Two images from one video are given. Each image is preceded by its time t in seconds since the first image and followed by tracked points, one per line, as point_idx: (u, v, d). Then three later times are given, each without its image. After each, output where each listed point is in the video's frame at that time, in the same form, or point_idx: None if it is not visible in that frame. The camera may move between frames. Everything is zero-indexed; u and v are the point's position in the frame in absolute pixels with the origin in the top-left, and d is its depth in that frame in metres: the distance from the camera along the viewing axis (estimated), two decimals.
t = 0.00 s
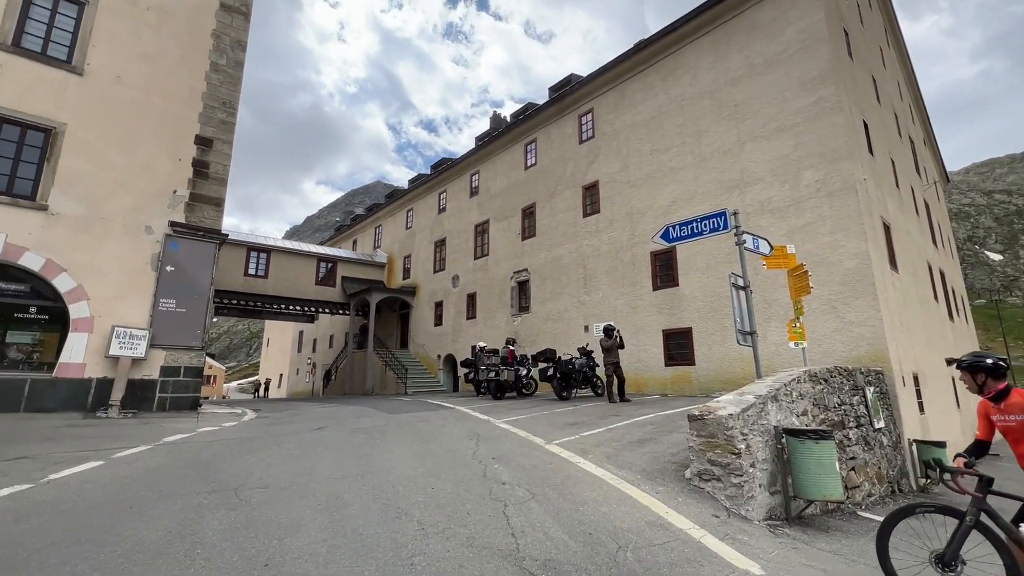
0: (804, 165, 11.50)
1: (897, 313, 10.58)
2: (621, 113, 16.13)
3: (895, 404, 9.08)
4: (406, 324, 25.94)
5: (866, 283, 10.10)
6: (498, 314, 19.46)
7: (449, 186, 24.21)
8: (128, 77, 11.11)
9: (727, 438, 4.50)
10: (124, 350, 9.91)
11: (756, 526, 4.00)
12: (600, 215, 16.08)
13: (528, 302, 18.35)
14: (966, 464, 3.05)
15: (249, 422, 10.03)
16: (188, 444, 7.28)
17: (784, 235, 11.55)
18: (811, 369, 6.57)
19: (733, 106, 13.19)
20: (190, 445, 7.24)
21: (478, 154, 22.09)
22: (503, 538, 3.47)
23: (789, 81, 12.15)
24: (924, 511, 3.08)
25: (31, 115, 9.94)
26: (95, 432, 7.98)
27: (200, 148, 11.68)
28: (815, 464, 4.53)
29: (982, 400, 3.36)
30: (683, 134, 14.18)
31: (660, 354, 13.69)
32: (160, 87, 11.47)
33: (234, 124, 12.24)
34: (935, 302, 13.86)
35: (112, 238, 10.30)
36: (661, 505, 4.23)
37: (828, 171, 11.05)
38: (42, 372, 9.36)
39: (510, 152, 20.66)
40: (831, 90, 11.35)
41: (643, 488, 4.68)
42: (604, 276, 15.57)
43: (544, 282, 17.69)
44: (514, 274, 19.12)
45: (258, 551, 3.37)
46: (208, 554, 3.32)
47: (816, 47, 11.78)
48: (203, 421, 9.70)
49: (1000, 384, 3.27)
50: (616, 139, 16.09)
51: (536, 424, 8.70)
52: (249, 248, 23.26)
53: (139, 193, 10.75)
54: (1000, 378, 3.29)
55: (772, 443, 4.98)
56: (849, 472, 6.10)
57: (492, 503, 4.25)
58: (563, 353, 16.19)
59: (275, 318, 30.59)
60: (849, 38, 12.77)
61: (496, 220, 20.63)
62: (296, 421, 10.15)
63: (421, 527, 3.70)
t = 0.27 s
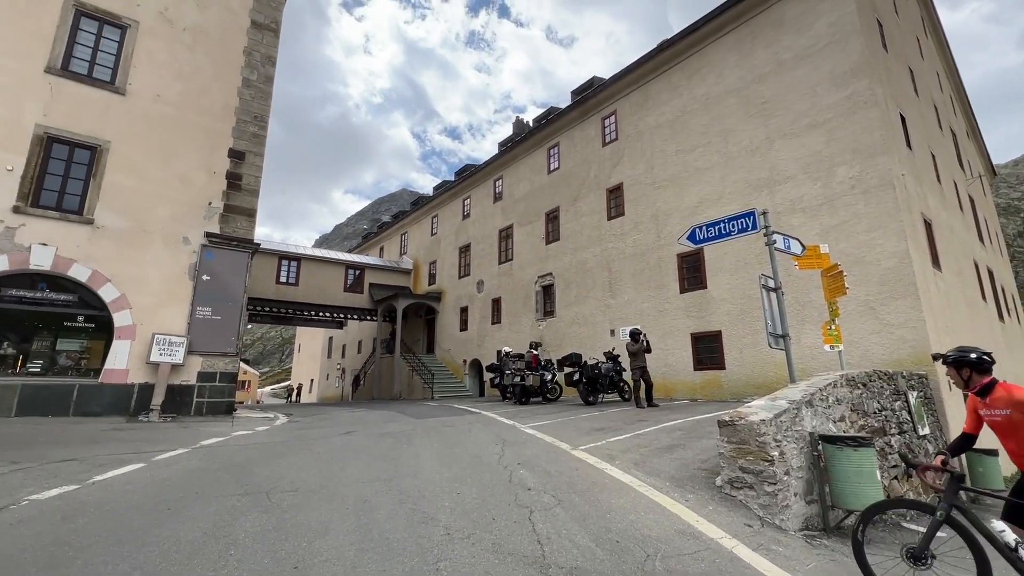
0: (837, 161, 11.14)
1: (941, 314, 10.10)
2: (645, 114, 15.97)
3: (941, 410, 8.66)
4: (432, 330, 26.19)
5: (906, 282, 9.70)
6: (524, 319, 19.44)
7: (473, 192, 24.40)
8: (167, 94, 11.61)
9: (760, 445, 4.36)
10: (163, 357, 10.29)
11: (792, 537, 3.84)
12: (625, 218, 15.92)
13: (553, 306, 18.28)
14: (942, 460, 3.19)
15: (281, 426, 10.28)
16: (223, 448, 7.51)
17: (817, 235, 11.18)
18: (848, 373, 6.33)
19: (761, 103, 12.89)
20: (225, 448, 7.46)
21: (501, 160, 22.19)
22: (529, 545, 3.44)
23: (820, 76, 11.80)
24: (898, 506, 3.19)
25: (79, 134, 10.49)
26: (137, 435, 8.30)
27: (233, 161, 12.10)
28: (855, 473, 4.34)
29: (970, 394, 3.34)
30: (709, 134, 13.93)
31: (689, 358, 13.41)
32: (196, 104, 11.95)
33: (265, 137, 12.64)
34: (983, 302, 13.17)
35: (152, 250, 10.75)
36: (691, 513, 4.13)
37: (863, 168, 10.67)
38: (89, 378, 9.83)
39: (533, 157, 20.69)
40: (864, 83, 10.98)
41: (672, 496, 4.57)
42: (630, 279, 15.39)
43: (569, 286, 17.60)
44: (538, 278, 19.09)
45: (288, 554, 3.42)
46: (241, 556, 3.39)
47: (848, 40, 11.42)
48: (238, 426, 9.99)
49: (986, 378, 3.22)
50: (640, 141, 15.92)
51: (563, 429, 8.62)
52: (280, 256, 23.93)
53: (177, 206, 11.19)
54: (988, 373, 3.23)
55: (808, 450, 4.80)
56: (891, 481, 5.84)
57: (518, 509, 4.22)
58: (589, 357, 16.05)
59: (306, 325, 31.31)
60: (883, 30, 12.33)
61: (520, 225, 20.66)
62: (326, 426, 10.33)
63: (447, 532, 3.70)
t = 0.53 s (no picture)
0: (868, 157, 10.78)
1: (984, 314, 9.65)
2: (666, 114, 15.78)
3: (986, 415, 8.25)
4: (456, 334, 26.35)
5: (945, 281, 9.30)
6: (546, 323, 19.38)
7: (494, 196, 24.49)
8: (198, 109, 12.03)
9: (790, 450, 4.23)
10: (197, 362, 10.60)
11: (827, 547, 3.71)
12: (648, 219, 15.73)
13: (576, 310, 18.17)
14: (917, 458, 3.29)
15: (310, 430, 10.48)
16: (254, 451, 7.69)
17: (849, 233, 10.83)
18: (884, 376, 6.09)
19: (787, 99, 12.58)
20: (255, 451, 7.64)
21: (522, 164, 22.23)
22: (552, 551, 3.41)
23: (849, 69, 11.46)
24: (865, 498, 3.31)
25: (117, 150, 10.95)
26: (173, 438, 8.58)
27: (261, 172, 12.44)
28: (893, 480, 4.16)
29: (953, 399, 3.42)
30: (733, 132, 13.67)
31: (716, 361, 13.13)
32: (225, 117, 12.34)
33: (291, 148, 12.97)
34: None
35: (186, 259, 11.13)
36: (719, 520, 4.03)
37: (897, 163, 10.31)
38: (128, 383, 10.23)
39: (554, 160, 20.67)
40: (897, 76, 10.61)
41: (699, 502, 4.46)
42: (654, 281, 15.18)
43: (592, 288, 17.48)
44: (561, 281, 19.02)
45: (314, 556, 3.47)
46: (269, 557, 3.46)
47: (878, 31, 11.06)
48: (268, 429, 10.22)
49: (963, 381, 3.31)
50: (662, 141, 15.73)
51: (587, 433, 8.54)
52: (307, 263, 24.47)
53: (209, 216, 11.57)
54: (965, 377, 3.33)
55: (842, 456, 4.64)
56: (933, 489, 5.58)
57: (541, 514, 4.19)
58: (613, 361, 15.88)
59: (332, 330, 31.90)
60: (916, 19, 11.91)
61: (541, 229, 20.64)
62: (352, 429, 10.48)
63: (470, 537, 3.69)
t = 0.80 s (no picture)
0: (898, 152, 10.45)
1: None
2: (686, 113, 15.58)
3: None
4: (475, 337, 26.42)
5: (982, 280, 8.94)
6: (566, 325, 19.28)
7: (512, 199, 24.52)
8: (224, 119, 12.36)
9: (818, 456, 4.11)
10: (224, 366, 10.86)
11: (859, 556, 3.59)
12: (668, 220, 15.53)
13: (595, 312, 18.04)
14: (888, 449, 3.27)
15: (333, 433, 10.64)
16: (278, 453, 7.83)
17: (878, 231, 10.50)
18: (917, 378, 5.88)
19: (810, 95, 12.30)
20: (280, 453, 7.78)
21: (540, 167, 22.21)
22: (572, 556, 3.37)
23: (876, 62, 11.14)
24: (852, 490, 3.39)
25: (147, 161, 11.32)
26: (201, 441, 8.79)
27: (285, 180, 12.71)
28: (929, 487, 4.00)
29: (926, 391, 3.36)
30: (755, 130, 13.42)
31: (740, 364, 12.87)
32: (250, 127, 12.66)
33: (313, 155, 13.23)
34: None
35: (213, 265, 11.42)
36: (744, 527, 3.93)
37: (928, 157, 9.97)
38: (159, 387, 10.54)
39: (572, 162, 20.60)
40: (927, 67, 10.27)
41: (723, 508, 4.36)
42: (675, 283, 14.97)
43: (612, 291, 17.33)
44: (580, 284, 18.91)
45: (336, 558, 3.51)
46: (292, 559, 3.50)
47: (906, 23, 10.74)
48: (292, 432, 10.40)
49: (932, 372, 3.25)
50: (682, 141, 15.53)
51: (608, 437, 8.44)
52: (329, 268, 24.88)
53: (234, 223, 11.86)
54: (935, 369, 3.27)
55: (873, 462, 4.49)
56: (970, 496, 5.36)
57: (561, 519, 4.15)
58: (634, 364, 15.70)
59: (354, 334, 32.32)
60: (946, 9, 11.53)
61: (560, 231, 20.57)
62: (374, 432, 10.58)
63: (490, 541, 3.68)
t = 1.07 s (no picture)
0: (923, 147, 10.16)
1: None
2: (702, 112, 15.39)
3: None
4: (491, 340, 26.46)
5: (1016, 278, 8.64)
6: (582, 327, 19.18)
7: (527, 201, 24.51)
8: (243, 127, 12.61)
9: (842, 460, 4.00)
10: (245, 369, 11.05)
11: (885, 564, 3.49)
12: (685, 220, 15.35)
13: (612, 314, 17.90)
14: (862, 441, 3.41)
15: (351, 435, 10.74)
16: (297, 455, 7.92)
17: (903, 229, 10.22)
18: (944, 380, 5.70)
19: (830, 91, 12.05)
20: (299, 456, 7.88)
21: (554, 169, 22.17)
22: (589, 560, 3.33)
23: (899, 56, 10.87)
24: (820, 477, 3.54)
25: (170, 169, 11.60)
26: (223, 442, 8.95)
27: (302, 185, 12.90)
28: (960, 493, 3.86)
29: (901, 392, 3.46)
30: (773, 127, 13.20)
31: (760, 366, 12.64)
32: (268, 134, 12.89)
33: (330, 161, 13.42)
34: None
35: (233, 270, 11.65)
36: (767, 533, 3.84)
37: (955, 152, 9.68)
38: (183, 389, 10.77)
39: (587, 164, 20.52)
40: (952, 60, 9.99)
41: (744, 513, 4.28)
42: (692, 283, 14.78)
43: (628, 292, 17.18)
44: (596, 285, 18.80)
45: (353, 559, 3.53)
46: (310, 560, 3.53)
47: (930, 15, 10.46)
48: (311, 434, 10.54)
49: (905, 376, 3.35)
50: (698, 140, 15.35)
51: (625, 440, 8.35)
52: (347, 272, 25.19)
53: (254, 229, 12.08)
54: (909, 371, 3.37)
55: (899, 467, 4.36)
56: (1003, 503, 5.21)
57: (578, 523, 4.11)
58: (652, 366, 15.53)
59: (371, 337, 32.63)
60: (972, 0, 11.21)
61: (575, 233, 20.50)
62: (391, 435, 10.64)
63: (506, 544, 3.66)
